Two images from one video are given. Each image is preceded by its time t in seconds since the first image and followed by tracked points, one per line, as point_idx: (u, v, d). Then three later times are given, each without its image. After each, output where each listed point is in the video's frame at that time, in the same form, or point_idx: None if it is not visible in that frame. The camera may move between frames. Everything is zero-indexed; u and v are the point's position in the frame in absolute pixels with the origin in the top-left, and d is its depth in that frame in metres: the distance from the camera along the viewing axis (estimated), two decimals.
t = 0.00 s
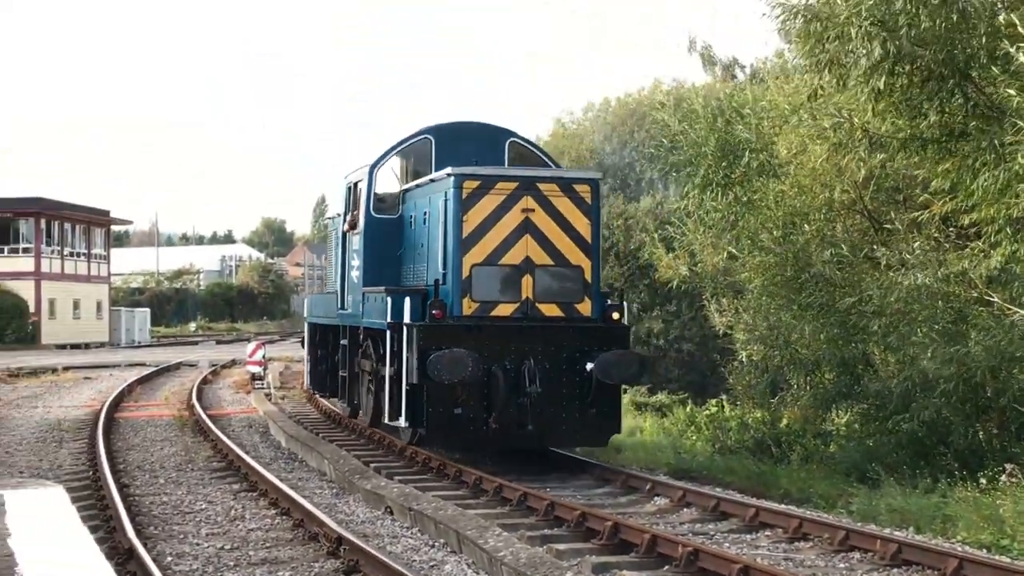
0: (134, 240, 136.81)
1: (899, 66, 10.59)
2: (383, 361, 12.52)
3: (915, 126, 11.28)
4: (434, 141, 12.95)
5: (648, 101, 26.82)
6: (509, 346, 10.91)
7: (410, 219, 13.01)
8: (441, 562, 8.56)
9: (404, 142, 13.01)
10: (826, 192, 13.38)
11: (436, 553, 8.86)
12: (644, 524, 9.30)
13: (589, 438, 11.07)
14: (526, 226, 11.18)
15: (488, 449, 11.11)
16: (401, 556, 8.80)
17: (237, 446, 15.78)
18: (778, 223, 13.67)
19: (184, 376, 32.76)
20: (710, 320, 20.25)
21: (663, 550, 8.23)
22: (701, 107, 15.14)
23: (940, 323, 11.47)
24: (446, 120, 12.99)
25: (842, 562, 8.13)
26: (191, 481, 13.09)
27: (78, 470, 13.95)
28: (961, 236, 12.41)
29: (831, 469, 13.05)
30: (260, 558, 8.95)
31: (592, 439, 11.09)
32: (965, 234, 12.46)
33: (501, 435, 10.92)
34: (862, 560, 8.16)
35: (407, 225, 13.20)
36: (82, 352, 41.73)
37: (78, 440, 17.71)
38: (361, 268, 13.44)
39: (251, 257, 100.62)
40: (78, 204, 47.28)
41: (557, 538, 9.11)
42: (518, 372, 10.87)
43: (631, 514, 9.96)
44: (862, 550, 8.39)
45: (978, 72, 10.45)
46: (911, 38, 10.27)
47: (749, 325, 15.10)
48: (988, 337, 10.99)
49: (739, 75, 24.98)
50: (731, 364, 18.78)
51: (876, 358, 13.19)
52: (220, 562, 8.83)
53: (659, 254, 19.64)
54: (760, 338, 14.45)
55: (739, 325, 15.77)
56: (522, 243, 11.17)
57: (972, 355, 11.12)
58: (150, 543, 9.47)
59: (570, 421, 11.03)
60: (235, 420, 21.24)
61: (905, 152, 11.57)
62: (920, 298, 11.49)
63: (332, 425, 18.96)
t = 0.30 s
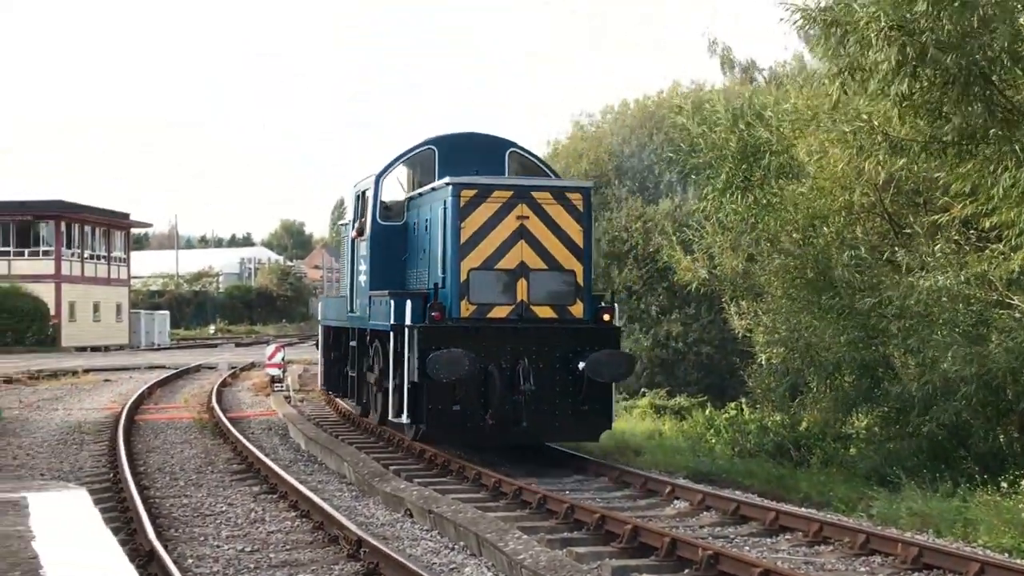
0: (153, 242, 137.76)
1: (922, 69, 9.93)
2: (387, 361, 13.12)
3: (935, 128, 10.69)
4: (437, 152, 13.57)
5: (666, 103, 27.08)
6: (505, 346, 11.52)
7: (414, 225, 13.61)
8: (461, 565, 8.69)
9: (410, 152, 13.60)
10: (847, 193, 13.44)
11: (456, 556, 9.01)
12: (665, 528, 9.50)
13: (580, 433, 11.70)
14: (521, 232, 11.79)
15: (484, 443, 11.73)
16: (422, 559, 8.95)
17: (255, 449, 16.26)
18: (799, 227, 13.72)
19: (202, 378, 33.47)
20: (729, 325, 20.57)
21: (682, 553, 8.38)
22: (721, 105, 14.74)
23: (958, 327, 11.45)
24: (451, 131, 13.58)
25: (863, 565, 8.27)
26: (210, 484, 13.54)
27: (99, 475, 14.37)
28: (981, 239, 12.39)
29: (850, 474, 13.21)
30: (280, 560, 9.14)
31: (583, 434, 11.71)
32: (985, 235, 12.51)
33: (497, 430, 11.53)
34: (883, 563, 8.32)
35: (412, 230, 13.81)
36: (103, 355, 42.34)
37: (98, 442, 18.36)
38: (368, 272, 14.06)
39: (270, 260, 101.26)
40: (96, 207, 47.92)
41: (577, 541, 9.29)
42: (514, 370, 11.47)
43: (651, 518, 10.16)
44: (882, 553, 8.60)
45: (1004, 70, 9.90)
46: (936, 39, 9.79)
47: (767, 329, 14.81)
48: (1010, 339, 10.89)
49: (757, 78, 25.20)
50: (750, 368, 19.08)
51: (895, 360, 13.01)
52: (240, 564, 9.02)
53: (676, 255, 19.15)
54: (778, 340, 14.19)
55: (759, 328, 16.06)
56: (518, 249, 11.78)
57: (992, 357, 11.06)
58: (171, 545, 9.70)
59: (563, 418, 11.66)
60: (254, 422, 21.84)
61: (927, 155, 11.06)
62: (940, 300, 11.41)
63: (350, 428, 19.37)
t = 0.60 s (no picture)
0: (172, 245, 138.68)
1: (939, 70, 9.94)
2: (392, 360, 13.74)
3: (953, 132, 10.68)
4: (441, 161, 14.18)
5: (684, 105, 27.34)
6: (503, 346, 12.16)
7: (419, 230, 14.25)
8: (480, 568, 8.76)
9: (416, 159, 14.23)
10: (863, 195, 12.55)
11: (475, 558, 9.11)
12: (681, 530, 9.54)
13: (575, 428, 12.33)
14: (519, 237, 12.42)
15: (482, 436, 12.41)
16: (441, 561, 9.05)
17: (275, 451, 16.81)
18: (818, 228, 13.56)
19: (220, 380, 34.12)
20: (748, 328, 20.80)
21: (702, 556, 8.39)
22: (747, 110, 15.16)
23: (976, 329, 10.84)
24: (455, 140, 14.21)
25: (882, 569, 8.26)
26: (229, 486, 14.11)
27: (119, 477, 14.94)
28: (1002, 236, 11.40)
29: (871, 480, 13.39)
30: (300, 562, 9.29)
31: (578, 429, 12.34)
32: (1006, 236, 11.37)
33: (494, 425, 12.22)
34: (904, 567, 8.30)
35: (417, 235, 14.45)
36: (123, 357, 42.88)
37: (117, 443, 19.04)
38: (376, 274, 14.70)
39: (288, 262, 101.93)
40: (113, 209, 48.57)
41: (595, 543, 9.35)
42: (511, 368, 12.13)
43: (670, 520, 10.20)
44: (901, 556, 8.55)
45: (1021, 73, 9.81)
46: (951, 39, 9.69)
47: (789, 332, 14.68)
48: None
49: (776, 79, 25.37)
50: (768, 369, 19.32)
51: (916, 362, 12.85)
52: (259, 565, 9.23)
53: (695, 258, 19.10)
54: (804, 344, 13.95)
55: (780, 329, 16.33)
56: (516, 253, 12.40)
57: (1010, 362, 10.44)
58: (191, 547, 9.97)
59: (559, 414, 12.30)
60: (272, 424, 22.42)
61: (946, 158, 10.94)
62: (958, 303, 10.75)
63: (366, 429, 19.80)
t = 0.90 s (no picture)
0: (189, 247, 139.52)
1: (954, 71, 10.33)
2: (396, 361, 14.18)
3: (969, 132, 11.03)
4: (444, 170, 14.57)
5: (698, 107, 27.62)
6: (497, 346, 12.78)
7: (422, 237, 14.71)
8: (495, 570, 9.04)
9: (420, 169, 14.65)
10: (880, 198, 12.68)
11: (490, 561, 9.35)
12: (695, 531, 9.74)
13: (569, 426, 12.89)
14: (514, 243, 12.84)
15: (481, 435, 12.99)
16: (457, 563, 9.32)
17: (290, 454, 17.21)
18: (835, 230, 13.65)
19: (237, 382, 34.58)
20: (763, 328, 21.01)
21: (716, 559, 8.55)
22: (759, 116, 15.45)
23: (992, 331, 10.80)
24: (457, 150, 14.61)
25: (897, 572, 8.37)
26: (245, 488, 14.54)
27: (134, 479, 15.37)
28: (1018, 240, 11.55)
29: (887, 478, 13.37)
30: (314, 564, 9.66)
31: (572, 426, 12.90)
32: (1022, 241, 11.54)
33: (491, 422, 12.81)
34: (919, 569, 8.39)
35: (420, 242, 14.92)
36: (139, 359, 43.36)
37: (133, 445, 19.51)
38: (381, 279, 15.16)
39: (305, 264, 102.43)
40: (129, 212, 49.23)
41: (611, 545, 9.57)
42: (504, 367, 12.76)
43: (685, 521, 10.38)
44: (918, 559, 8.62)
45: None
46: (966, 40, 10.12)
47: (807, 333, 14.97)
48: None
49: (790, 80, 25.60)
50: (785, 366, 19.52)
51: (930, 364, 13.02)
52: (275, 567, 9.60)
53: (710, 260, 19.37)
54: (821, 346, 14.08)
55: (795, 332, 16.59)
56: (511, 259, 12.82)
57: None
58: (207, 548, 10.37)
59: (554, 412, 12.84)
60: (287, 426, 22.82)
61: (961, 159, 11.24)
62: (973, 306, 10.85)
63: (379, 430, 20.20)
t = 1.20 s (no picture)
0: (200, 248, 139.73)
1: (965, 68, 10.32)
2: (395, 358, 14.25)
3: (982, 133, 10.96)
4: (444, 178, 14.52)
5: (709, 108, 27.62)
6: (491, 346, 13.41)
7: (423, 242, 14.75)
8: (506, 570, 9.04)
9: (422, 176, 14.63)
10: (890, 198, 12.92)
11: (501, 561, 9.35)
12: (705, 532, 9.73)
13: (558, 420, 13.59)
14: (506, 248, 13.56)
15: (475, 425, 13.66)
16: (468, 564, 9.31)
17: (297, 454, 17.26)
18: (846, 231, 13.69)
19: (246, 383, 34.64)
20: (774, 329, 20.99)
21: (727, 559, 8.53)
22: (769, 117, 15.45)
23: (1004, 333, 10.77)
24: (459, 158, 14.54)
25: (910, 573, 8.34)
26: (255, 488, 14.58)
27: (145, 479, 15.42)
28: None
29: (899, 480, 13.29)
30: (325, 564, 9.66)
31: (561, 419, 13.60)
32: None
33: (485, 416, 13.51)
34: (932, 570, 8.36)
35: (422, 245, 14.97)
36: (150, 360, 43.43)
37: (142, 446, 19.57)
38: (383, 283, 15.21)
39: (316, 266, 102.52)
40: (141, 214, 49.35)
41: (621, 546, 9.56)
42: (499, 366, 13.38)
43: (696, 522, 10.37)
44: (930, 560, 8.59)
45: None
46: (979, 40, 10.09)
47: (818, 334, 14.95)
48: None
49: (801, 81, 25.57)
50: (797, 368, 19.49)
51: (942, 366, 12.98)
52: (287, 567, 9.60)
53: (721, 260, 19.33)
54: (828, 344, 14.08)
55: (805, 333, 16.57)
56: (504, 262, 13.53)
57: None
58: (219, 549, 10.38)
59: (545, 407, 13.56)
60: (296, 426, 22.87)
61: (974, 159, 11.18)
62: (984, 306, 10.84)
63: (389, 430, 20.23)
